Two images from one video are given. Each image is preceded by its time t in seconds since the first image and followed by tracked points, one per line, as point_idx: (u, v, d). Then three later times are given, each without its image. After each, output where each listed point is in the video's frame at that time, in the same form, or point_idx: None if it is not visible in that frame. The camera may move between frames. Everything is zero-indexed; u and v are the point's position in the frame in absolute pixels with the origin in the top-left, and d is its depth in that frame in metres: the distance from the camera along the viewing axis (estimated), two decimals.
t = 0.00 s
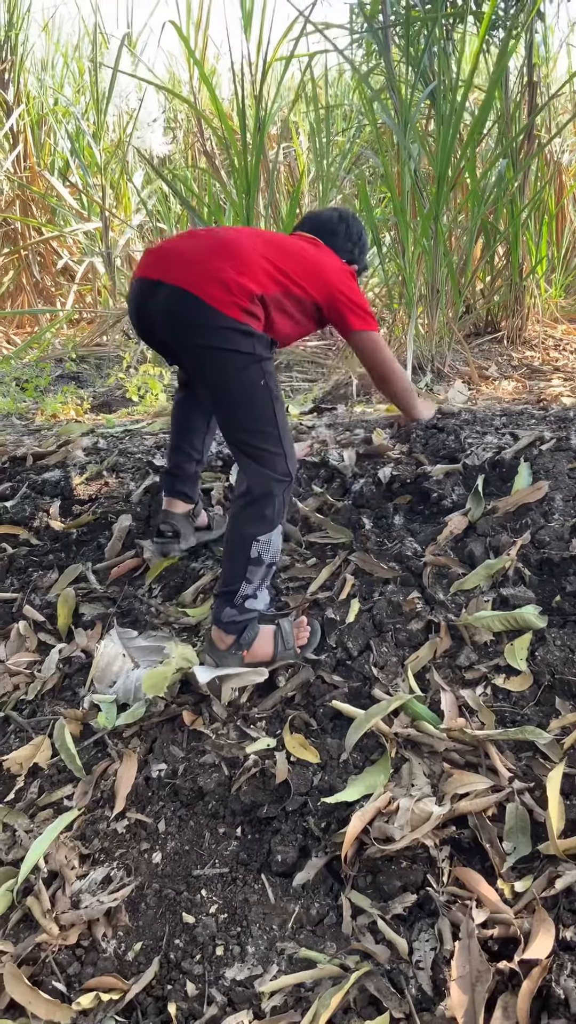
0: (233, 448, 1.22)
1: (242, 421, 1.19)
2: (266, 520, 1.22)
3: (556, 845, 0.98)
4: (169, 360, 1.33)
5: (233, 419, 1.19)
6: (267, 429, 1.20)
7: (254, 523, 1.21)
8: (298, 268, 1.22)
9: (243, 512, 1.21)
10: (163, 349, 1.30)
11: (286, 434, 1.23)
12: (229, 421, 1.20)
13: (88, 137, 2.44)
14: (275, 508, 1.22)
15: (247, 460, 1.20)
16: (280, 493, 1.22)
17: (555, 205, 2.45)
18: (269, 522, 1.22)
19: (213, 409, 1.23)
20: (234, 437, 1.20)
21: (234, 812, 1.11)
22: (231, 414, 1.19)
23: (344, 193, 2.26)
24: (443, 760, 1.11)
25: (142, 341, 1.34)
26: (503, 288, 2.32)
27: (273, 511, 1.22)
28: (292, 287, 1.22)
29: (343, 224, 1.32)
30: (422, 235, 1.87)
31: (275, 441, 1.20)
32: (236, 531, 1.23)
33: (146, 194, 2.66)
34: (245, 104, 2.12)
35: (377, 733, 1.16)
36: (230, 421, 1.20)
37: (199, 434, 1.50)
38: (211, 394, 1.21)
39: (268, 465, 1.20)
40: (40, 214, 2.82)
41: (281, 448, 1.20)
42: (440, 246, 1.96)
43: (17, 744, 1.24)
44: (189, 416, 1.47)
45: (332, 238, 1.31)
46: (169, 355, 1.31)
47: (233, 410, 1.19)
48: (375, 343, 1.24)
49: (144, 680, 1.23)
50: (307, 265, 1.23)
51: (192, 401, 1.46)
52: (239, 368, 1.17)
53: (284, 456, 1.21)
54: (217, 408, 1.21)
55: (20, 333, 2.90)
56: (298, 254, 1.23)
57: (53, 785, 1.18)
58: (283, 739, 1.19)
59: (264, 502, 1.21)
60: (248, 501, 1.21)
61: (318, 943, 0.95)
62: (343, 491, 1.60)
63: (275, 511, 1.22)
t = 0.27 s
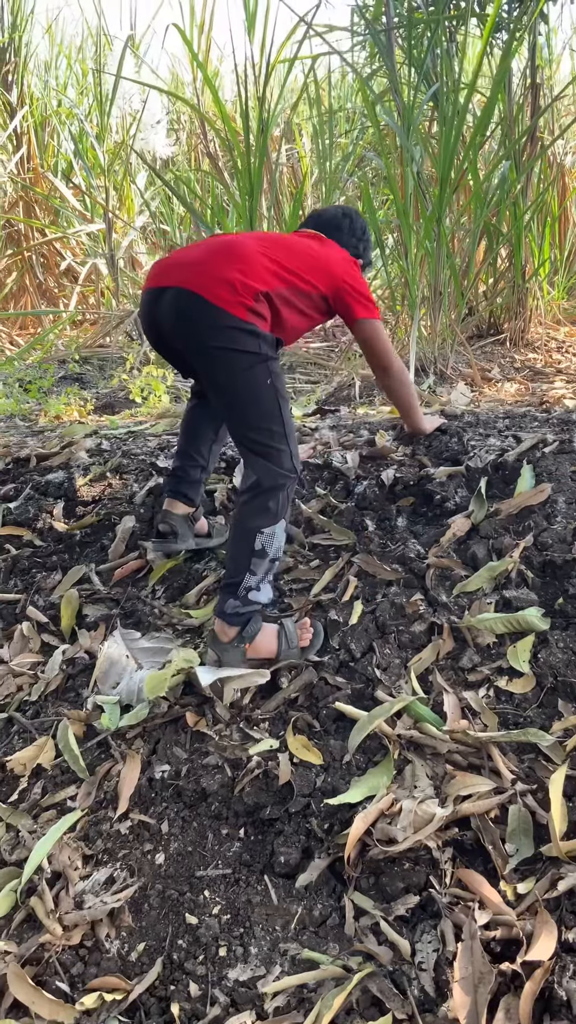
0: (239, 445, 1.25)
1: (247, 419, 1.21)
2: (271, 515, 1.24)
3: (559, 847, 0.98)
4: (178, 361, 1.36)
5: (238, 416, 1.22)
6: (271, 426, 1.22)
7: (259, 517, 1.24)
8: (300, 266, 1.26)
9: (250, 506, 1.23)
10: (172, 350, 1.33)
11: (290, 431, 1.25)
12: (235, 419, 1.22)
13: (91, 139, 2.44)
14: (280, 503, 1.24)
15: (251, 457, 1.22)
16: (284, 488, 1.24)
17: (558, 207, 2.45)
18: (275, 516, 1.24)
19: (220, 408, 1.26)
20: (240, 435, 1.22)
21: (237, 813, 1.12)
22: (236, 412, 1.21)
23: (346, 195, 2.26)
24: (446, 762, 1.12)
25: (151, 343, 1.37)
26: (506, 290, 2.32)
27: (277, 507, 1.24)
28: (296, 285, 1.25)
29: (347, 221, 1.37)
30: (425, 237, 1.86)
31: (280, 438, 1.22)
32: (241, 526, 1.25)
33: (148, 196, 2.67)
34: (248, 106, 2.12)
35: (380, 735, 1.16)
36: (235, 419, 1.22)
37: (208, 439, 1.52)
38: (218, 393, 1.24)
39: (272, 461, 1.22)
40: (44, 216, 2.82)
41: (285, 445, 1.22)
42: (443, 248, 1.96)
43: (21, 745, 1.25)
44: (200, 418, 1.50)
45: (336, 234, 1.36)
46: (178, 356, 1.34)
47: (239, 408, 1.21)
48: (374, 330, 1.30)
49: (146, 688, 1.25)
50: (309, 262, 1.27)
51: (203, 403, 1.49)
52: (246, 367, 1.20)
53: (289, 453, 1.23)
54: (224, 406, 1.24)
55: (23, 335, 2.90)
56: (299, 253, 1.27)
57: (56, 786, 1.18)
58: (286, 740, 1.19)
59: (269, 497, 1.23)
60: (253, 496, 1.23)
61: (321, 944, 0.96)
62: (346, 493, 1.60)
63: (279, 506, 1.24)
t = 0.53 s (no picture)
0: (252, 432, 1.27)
1: (260, 406, 1.23)
2: (282, 503, 1.26)
3: (561, 847, 0.99)
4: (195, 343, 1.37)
5: (251, 402, 1.24)
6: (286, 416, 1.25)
7: (270, 505, 1.25)
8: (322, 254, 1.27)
9: (260, 493, 1.25)
10: (189, 331, 1.34)
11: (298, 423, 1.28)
12: (247, 405, 1.24)
13: (95, 140, 2.44)
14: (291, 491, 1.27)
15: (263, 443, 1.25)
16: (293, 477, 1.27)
17: (560, 210, 2.45)
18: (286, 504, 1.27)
19: (232, 392, 1.27)
20: (252, 421, 1.24)
21: (240, 813, 1.12)
22: (250, 398, 1.24)
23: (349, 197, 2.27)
24: (448, 763, 1.12)
25: (168, 323, 1.38)
26: (508, 292, 2.33)
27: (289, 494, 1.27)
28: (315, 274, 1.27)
29: (342, 211, 1.40)
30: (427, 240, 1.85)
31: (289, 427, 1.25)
32: (251, 511, 1.26)
33: (151, 197, 2.67)
34: (251, 108, 2.12)
35: (382, 735, 1.17)
36: (248, 405, 1.24)
37: (216, 436, 1.53)
38: (232, 377, 1.25)
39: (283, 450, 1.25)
40: (47, 217, 2.83)
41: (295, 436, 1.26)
42: (446, 251, 1.94)
43: (24, 744, 1.25)
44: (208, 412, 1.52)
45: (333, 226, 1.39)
46: (195, 338, 1.36)
47: (253, 394, 1.23)
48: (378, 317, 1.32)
49: (149, 691, 1.26)
50: (330, 252, 1.28)
51: (212, 398, 1.52)
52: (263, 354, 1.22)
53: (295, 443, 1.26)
54: (237, 391, 1.26)
55: (26, 336, 2.91)
56: (322, 241, 1.28)
57: (60, 785, 1.19)
58: (289, 740, 1.19)
59: (280, 485, 1.26)
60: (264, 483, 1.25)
61: (323, 943, 0.96)
62: (349, 494, 1.61)
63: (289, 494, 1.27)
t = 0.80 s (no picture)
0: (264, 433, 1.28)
1: (270, 407, 1.24)
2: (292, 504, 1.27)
3: (564, 848, 0.99)
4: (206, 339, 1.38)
5: (262, 403, 1.25)
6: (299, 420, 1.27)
7: (279, 506, 1.26)
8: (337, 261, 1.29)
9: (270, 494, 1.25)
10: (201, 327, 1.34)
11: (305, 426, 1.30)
12: (258, 405, 1.25)
13: (98, 142, 2.44)
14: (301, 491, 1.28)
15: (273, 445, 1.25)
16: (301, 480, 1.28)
17: (563, 212, 2.45)
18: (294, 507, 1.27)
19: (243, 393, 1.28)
20: (262, 421, 1.25)
21: (243, 813, 1.12)
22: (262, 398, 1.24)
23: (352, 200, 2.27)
24: (451, 763, 1.12)
25: (181, 315, 1.37)
26: (511, 295, 2.33)
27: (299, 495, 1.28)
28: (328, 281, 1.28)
29: (336, 207, 1.41)
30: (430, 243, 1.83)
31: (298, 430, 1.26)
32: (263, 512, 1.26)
33: (154, 199, 2.67)
34: (254, 110, 2.12)
35: (385, 735, 1.17)
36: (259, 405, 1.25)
37: (220, 439, 1.54)
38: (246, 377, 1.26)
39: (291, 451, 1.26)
40: (49, 219, 2.83)
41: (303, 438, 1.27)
42: (448, 252, 1.93)
43: (27, 744, 1.25)
44: (214, 413, 1.53)
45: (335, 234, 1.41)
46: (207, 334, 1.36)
47: (264, 395, 1.24)
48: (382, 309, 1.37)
49: (152, 692, 1.25)
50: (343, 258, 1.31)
51: (216, 399, 1.53)
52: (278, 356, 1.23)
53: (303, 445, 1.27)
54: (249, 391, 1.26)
55: (29, 338, 2.91)
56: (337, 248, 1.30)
57: (62, 785, 1.19)
58: (292, 741, 1.19)
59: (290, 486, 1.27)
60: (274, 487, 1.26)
61: (326, 944, 0.96)
62: (352, 495, 1.61)
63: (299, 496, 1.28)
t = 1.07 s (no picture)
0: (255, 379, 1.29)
1: (267, 348, 1.26)
2: (292, 448, 1.28)
3: (568, 852, 0.99)
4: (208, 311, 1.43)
5: (258, 348, 1.26)
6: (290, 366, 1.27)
7: (276, 451, 1.27)
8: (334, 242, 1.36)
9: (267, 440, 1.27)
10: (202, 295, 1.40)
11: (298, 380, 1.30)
12: (254, 352, 1.27)
13: (100, 145, 2.43)
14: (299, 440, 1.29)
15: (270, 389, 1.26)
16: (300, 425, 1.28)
17: (565, 216, 2.45)
18: (290, 456, 1.28)
19: (239, 349, 1.30)
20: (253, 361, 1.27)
21: (245, 817, 1.12)
22: (258, 343, 1.26)
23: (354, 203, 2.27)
24: (455, 767, 1.12)
25: (178, 284, 1.44)
26: (513, 298, 2.32)
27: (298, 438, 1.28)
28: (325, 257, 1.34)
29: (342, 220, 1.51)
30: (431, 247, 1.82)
31: (295, 374, 1.27)
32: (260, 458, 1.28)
33: (156, 201, 2.67)
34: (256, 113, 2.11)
35: (388, 739, 1.16)
36: (255, 351, 1.27)
37: (221, 443, 1.57)
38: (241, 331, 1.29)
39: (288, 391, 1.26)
40: (51, 221, 2.83)
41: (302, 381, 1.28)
42: (450, 255, 1.90)
43: (29, 747, 1.25)
44: (216, 414, 1.57)
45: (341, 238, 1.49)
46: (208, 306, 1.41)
47: (259, 341, 1.26)
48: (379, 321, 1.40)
49: (154, 696, 1.25)
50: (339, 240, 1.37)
51: (217, 400, 1.57)
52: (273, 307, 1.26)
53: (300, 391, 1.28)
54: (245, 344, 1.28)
55: (30, 340, 2.91)
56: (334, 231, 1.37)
57: (65, 788, 1.19)
58: (295, 744, 1.19)
59: (288, 431, 1.28)
60: (269, 431, 1.27)
61: (329, 948, 0.96)
62: (354, 498, 1.61)
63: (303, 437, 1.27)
